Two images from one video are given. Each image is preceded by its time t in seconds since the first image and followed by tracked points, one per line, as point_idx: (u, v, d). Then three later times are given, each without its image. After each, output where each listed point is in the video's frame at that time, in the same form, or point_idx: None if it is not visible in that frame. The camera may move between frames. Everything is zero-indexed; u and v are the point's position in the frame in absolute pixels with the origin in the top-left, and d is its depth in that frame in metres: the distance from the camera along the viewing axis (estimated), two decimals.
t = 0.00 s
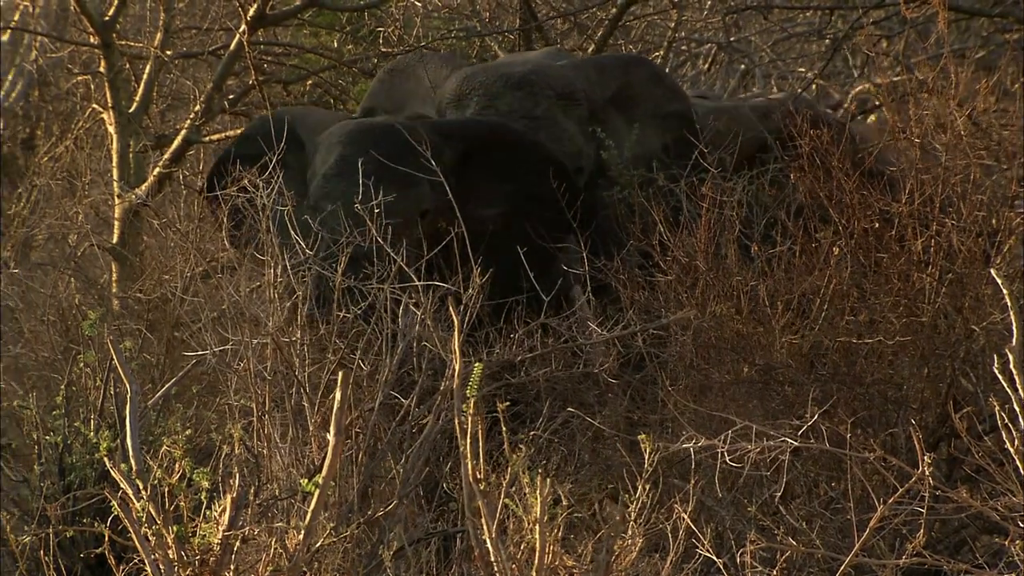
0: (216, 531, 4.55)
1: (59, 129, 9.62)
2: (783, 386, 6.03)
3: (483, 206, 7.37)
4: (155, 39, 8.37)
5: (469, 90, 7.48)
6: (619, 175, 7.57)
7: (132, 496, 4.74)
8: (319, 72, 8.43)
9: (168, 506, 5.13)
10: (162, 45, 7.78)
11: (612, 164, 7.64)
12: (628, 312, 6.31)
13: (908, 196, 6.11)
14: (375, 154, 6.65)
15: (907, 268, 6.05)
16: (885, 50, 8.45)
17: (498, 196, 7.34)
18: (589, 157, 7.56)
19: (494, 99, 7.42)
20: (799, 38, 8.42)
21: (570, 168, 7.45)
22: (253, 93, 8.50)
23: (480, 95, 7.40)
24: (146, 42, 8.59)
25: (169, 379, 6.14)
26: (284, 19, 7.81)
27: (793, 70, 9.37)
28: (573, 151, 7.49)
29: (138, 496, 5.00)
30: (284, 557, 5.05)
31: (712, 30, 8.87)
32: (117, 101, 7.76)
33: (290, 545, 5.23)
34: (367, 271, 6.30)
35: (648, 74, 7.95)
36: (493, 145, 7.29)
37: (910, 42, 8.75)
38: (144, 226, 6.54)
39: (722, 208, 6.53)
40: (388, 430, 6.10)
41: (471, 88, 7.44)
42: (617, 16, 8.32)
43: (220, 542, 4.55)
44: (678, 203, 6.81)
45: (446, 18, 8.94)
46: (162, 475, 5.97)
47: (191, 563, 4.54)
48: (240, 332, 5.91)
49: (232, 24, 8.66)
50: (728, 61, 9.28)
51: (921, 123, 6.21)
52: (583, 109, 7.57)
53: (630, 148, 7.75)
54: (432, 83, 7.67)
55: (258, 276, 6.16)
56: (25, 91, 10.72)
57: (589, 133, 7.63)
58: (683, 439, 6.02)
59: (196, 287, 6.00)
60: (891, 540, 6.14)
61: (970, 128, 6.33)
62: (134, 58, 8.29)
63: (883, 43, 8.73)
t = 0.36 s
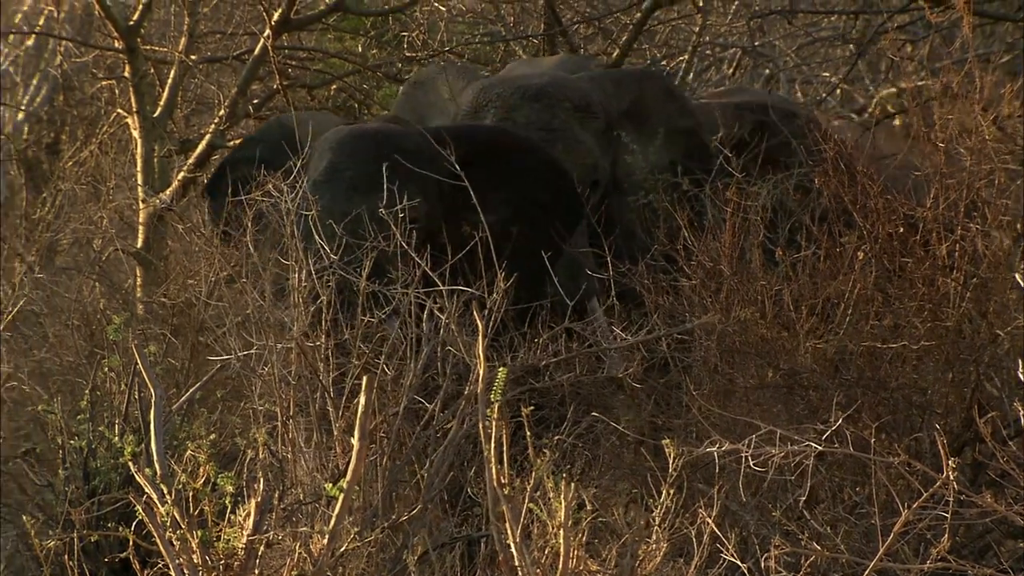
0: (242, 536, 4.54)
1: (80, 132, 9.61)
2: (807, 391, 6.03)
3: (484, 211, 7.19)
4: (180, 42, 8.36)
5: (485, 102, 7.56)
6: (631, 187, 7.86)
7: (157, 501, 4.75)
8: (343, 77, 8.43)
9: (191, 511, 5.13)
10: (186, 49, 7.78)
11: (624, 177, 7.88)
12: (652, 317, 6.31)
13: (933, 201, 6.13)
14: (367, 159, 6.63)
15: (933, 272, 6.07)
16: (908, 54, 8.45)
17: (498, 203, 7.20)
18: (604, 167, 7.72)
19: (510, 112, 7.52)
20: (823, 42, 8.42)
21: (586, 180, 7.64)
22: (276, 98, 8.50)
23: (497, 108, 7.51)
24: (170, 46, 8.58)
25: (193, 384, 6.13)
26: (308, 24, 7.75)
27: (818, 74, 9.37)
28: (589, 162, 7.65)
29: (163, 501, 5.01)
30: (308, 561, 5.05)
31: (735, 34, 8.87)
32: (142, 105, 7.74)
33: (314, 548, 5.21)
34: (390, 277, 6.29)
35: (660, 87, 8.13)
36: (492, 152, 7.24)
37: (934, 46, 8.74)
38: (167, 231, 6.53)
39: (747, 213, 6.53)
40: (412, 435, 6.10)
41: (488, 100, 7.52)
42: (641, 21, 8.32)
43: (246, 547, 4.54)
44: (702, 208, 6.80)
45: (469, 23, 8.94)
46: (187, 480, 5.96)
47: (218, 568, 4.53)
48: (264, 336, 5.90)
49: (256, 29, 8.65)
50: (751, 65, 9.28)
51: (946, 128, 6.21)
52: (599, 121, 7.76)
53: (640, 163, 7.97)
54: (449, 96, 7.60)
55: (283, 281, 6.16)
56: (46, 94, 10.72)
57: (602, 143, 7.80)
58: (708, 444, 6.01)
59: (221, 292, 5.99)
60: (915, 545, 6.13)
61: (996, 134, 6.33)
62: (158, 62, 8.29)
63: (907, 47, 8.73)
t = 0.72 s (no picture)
0: (273, 539, 4.53)
1: (110, 134, 9.61)
2: (839, 394, 6.03)
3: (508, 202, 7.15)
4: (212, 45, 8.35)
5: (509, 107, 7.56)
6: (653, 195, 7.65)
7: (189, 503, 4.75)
8: (374, 79, 8.42)
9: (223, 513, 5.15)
10: (217, 51, 7.77)
11: (646, 183, 7.72)
12: (683, 320, 6.28)
13: (966, 204, 6.15)
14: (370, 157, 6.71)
15: (965, 275, 6.09)
16: (942, 57, 8.41)
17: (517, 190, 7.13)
18: (627, 174, 7.60)
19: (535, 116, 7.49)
20: (855, 44, 8.40)
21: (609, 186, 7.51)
22: (307, 100, 8.49)
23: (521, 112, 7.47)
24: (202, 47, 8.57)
25: (225, 387, 6.12)
26: (337, 28, 7.80)
27: (851, 76, 9.34)
28: (613, 168, 7.56)
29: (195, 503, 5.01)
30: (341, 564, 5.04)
31: (768, 37, 8.87)
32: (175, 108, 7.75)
33: (347, 551, 5.20)
34: (422, 279, 6.28)
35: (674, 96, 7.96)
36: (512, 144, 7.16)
37: (967, 49, 8.72)
38: (199, 234, 6.53)
39: (779, 216, 6.52)
40: (443, 438, 6.09)
41: (511, 106, 7.51)
42: (673, 23, 8.30)
43: (278, 550, 4.53)
44: (734, 211, 6.79)
45: (501, 25, 8.92)
46: (219, 483, 5.95)
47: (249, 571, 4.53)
48: (295, 340, 5.89)
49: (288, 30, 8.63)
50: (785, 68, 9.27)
51: (979, 131, 6.19)
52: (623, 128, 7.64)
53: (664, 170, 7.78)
54: (474, 103, 7.68)
55: (314, 283, 6.15)
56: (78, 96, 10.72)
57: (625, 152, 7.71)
58: (740, 447, 6.01)
59: (252, 295, 5.98)
60: (947, 548, 6.12)
61: None
62: (190, 64, 8.27)
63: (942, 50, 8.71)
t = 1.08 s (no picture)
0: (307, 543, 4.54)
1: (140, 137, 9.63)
2: (873, 397, 6.02)
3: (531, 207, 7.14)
4: (245, 47, 8.35)
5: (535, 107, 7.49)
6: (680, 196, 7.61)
7: (223, 506, 4.76)
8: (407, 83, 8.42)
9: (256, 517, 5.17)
10: (251, 54, 7.76)
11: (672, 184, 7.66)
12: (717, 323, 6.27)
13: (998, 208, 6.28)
14: (384, 163, 6.82)
15: (998, 280, 6.21)
16: (975, 61, 8.40)
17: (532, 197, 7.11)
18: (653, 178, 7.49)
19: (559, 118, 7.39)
20: (889, 48, 8.40)
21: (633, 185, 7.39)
22: (340, 104, 8.49)
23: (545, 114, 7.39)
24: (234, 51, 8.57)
25: (258, 391, 6.12)
26: (368, 30, 7.79)
27: (885, 80, 9.34)
28: (637, 168, 7.41)
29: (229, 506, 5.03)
30: (375, 567, 5.04)
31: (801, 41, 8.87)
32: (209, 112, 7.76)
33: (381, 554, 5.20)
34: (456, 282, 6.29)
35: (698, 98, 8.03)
36: (528, 148, 7.18)
37: (1001, 53, 8.71)
38: (233, 238, 6.52)
39: (814, 220, 6.52)
40: (477, 441, 6.09)
41: (536, 106, 7.45)
42: (706, 26, 8.31)
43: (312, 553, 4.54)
44: (767, 214, 6.79)
45: (534, 28, 8.91)
46: (253, 486, 5.94)
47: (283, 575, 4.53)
48: (329, 343, 5.89)
49: (321, 34, 8.63)
50: (819, 71, 9.28)
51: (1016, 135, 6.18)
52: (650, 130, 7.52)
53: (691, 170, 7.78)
54: (501, 104, 7.64)
55: (348, 287, 6.15)
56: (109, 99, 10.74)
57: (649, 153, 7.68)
58: (773, 451, 6.01)
59: (286, 298, 5.98)
60: (981, 552, 6.11)
61: None
62: (223, 68, 8.28)
63: (976, 54, 8.70)
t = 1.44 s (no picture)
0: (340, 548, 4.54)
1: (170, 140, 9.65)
2: (906, 401, 6.05)
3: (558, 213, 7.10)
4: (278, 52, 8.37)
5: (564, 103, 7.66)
6: (713, 193, 7.70)
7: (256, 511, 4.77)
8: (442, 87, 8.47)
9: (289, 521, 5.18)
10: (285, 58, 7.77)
11: (705, 182, 7.74)
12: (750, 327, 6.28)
13: None
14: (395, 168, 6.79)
15: None
16: (1008, 65, 8.42)
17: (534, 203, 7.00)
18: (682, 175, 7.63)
19: (588, 113, 7.55)
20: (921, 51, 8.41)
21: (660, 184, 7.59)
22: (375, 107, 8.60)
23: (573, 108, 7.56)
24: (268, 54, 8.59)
25: (291, 395, 6.13)
26: (405, 34, 7.69)
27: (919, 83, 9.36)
28: (666, 165, 7.60)
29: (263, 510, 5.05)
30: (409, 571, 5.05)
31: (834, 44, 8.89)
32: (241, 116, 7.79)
33: (415, 558, 5.20)
34: (490, 286, 6.31)
35: (735, 94, 8.05)
36: (557, 151, 7.14)
37: None
38: (267, 241, 6.51)
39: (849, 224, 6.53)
40: (510, 445, 6.10)
41: (564, 101, 7.61)
42: (739, 30, 8.35)
43: (346, 557, 4.54)
44: (801, 218, 6.82)
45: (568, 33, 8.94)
46: (287, 490, 5.94)
47: None
48: (363, 347, 5.90)
49: (355, 38, 8.67)
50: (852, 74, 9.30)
51: None
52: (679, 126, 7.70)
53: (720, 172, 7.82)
54: (533, 99, 7.84)
55: (382, 291, 6.16)
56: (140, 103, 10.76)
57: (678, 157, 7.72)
58: (807, 454, 6.02)
59: (320, 302, 5.98)
60: (1015, 557, 6.11)
61: None
62: (256, 72, 8.30)
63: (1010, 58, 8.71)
